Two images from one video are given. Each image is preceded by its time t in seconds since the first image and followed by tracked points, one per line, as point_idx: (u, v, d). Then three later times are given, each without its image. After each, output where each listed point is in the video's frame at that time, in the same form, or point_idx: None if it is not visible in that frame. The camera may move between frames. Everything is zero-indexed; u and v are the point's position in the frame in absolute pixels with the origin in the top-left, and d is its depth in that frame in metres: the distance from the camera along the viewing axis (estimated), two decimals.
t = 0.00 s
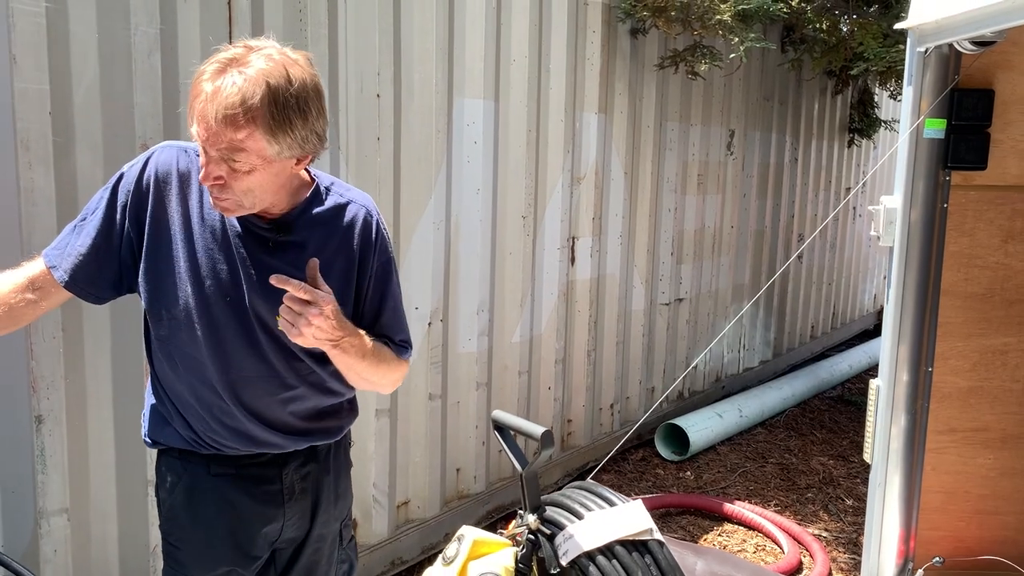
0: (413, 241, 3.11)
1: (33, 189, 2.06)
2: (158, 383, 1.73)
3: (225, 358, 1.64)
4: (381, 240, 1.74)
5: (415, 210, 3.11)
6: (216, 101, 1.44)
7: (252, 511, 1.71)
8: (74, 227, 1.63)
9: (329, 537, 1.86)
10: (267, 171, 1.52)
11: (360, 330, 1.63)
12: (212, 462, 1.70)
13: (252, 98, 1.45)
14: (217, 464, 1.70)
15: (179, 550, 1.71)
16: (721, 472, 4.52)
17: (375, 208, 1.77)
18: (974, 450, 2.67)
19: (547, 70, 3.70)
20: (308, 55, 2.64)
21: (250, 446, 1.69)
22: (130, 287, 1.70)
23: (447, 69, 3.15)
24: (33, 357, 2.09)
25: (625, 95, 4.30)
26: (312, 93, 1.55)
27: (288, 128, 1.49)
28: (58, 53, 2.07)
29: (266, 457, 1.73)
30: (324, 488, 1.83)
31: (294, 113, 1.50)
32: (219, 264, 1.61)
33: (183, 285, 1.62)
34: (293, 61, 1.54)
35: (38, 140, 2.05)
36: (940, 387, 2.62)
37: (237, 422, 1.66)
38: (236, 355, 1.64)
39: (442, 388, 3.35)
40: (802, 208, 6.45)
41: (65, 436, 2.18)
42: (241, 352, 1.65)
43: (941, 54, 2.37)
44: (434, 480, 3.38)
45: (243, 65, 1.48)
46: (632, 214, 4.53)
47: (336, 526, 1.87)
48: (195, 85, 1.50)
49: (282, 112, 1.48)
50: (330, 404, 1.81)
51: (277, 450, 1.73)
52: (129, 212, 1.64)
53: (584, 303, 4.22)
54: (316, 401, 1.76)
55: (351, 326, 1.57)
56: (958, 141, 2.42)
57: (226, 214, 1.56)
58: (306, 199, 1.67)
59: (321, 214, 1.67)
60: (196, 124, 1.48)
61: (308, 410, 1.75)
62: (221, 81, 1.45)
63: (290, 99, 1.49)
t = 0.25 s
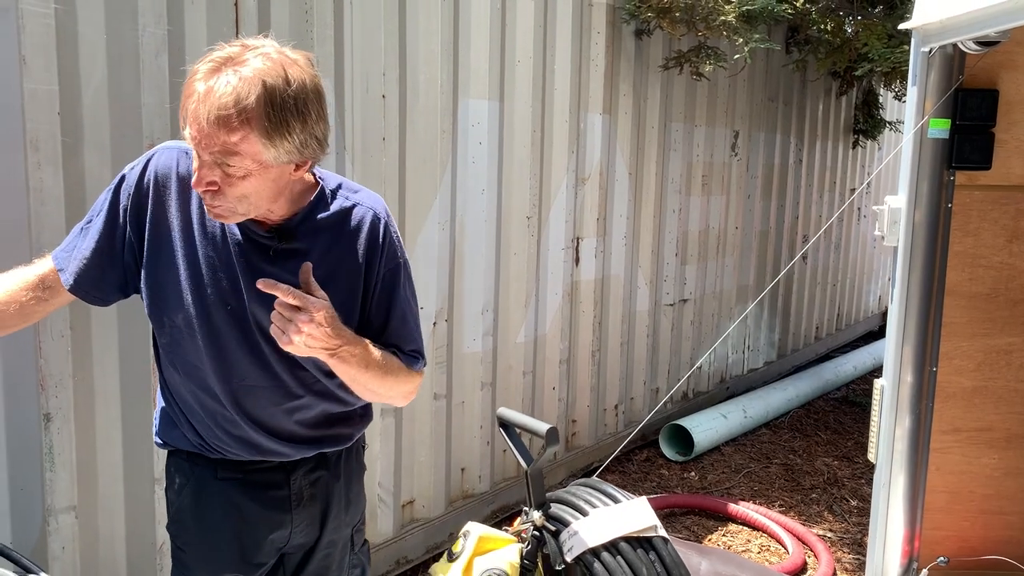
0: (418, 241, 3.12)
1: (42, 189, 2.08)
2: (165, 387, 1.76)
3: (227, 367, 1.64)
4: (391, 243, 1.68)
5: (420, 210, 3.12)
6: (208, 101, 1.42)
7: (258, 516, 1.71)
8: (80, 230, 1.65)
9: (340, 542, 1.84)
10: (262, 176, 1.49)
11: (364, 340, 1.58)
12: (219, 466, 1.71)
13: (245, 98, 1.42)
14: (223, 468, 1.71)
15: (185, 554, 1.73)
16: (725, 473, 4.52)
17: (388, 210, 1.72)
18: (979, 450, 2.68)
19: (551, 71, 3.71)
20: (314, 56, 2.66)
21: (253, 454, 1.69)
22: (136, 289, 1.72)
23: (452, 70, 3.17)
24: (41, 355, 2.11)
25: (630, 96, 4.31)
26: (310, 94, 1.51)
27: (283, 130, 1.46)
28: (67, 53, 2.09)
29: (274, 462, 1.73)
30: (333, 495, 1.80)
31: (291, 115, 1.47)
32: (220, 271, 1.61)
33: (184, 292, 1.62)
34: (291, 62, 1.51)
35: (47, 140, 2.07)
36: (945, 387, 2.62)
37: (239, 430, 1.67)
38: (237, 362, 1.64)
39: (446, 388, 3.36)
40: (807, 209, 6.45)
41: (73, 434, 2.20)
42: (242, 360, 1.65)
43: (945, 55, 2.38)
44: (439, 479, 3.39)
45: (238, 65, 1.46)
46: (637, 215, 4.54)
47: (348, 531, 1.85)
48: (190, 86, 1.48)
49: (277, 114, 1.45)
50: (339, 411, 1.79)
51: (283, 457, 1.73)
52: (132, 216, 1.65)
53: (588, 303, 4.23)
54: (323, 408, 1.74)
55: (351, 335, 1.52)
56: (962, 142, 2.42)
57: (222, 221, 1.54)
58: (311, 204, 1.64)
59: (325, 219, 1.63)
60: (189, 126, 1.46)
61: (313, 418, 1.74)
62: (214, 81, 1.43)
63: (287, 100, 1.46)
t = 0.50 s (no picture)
0: (425, 241, 3.14)
1: (55, 189, 2.10)
2: (177, 387, 1.78)
3: (230, 371, 1.63)
4: (399, 248, 1.64)
5: (427, 210, 3.14)
6: (202, 101, 1.40)
7: (268, 519, 1.70)
8: (91, 230, 1.67)
9: (355, 548, 1.81)
10: (260, 179, 1.47)
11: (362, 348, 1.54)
12: (229, 468, 1.72)
13: (240, 98, 1.39)
14: (233, 470, 1.72)
15: (196, 553, 1.75)
16: (731, 473, 4.52)
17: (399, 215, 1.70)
18: (985, 450, 2.68)
19: (558, 72, 3.73)
20: (323, 57, 2.68)
21: (259, 459, 1.69)
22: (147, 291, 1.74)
23: (459, 71, 3.19)
24: (53, 353, 2.14)
25: (635, 97, 4.32)
26: (311, 93, 1.48)
27: (281, 131, 1.43)
28: (79, 55, 2.11)
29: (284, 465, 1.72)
30: (344, 501, 1.78)
31: (288, 116, 1.44)
32: (224, 275, 1.61)
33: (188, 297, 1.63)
34: (290, 60, 1.48)
35: (60, 141, 2.10)
36: (950, 386, 2.63)
37: (245, 434, 1.67)
38: (242, 367, 1.64)
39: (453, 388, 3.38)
40: (812, 210, 6.45)
41: (85, 431, 2.22)
42: (247, 365, 1.63)
43: (950, 55, 2.38)
44: (446, 478, 3.41)
45: (233, 62, 1.43)
46: (642, 216, 4.55)
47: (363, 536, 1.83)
48: (184, 85, 1.46)
49: (274, 114, 1.42)
50: (351, 417, 1.75)
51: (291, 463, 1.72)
52: (137, 218, 1.66)
53: (594, 304, 4.24)
54: (332, 414, 1.71)
55: (345, 342, 1.48)
56: (968, 141, 2.43)
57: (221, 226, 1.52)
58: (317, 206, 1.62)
59: (329, 223, 1.61)
60: (184, 127, 1.44)
61: (322, 426, 1.72)
62: (208, 81, 1.41)
63: (284, 99, 1.43)
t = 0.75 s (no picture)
0: (433, 242, 3.16)
1: (69, 189, 2.13)
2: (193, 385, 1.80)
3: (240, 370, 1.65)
4: (400, 252, 1.56)
5: (435, 211, 3.16)
6: (210, 99, 1.37)
7: (280, 522, 1.72)
8: (110, 227, 1.71)
9: (369, 553, 1.82)
10: (269, 179, 1.44)
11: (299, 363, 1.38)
12: (242, 469, 1.74)
13: (247, 96, 1.36)
14: (247, 471, 1.73)
15: (211, 552, 1.78)
16: (738, 475, 4.53)
17: (415, 220, 1.61)
18: (992, 450, 2.68)
19: (565, 75, 3.75)
20: (333, 60, 2.70)
21: (270, 460, 1.69)
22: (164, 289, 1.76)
23: (467, 73, 3.21)
24: (67, 352, 2.16)
25: (642, 100, 4.34)
26: (321, 91, 1.44)
27: (289, 131, 1.39)
28: (94, 57, 2.14)
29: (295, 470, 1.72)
30: (356, 508, 1.77)
31: (298, 115, 1.40)
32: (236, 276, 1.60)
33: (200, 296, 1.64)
34: (301, 57, 1.44)
35: (74, 142, 2.12)
36: (957, 387, 2.64)
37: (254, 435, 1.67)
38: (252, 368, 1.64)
39: (461, 389, 3.39)
40: (819, 213, 6.45)
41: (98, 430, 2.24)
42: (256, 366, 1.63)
43: (957, 56, 2.40)
44: (454, 478, 3.42)
45: (241, 60, 1.40)
46: (649, 218, 4.56)
47: (377, 543, 1.83)
48: (193, 83, 1.44)
49: (282, 113, 1.38)
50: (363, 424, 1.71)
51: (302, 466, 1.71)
52: (152, 217, 1.68)
53: (601, 305, 4.25)
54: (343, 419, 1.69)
55: (271, 353, 1.35)
56: (975, 143, 2.43)
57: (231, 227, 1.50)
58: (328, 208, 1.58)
59: (340, 220, 1.58)
60: (194, 126, 1.42)
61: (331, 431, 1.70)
62: (215, 79, 1.38)
63: (293, 97, 1.40)
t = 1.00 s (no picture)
0: (442, 243, 3.18)
1: (83, 191, 2.16)
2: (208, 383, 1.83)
3: (256, 368, 1.68)
4: (407, 242, 1.53)
5: (444, 213, 3.17)
6: (227, 92, 1.39)
7: (291, 522, 1.73)
8: (129, 225, 1.73)
9: (381, 561, 1.82)
10: (285, 171, 1.45)
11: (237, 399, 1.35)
12: (254, 470, 1.75)
13: (263, 89, 1.38)
14: (260, 472, 1.75)
15: (221, 554, 1.78)
16: (746, 477, 4.52)
17: (426, 216, 1.59)
18: (1001, 451, 2.68)
19: (573, 77, 3.76)
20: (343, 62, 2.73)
21: (282, 460, 1.71)
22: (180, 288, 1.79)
23: (476, 75, 3.23)
24: (81, 352, 2.19)
25: (650, 102, 4.35)
26: (337, 84, 1.46)
27: (306, 123, 1.42)
28: (108, 60, 2.16)
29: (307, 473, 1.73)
30: (366, 512, 1.77)
31: (314, 107, 1.42)
32: (253, 275, 1.63)
33: (218, 294, 1.66)
34: (317, 50, 1.46)
35: (88, 144, 2.15)
36: (967, 388, 2.64)
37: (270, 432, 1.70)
38: (270, 363, 1.67)
39: (469, 389, 3.41)
40: (827, 215, 6.44)
41: (110, 429, 2.27)
42: (274, 362, 1.67)
43: (965, 57, 2.40)
44: (462, 479, 3.43)
45: (257, 54, 1.42)
46: (657, 219, 4.57)
47: (390, 550, 1.84)
48: (210, 78, 1.46)
49: (299, 105, 1.40)
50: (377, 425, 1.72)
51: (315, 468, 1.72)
52: (172, 215, 1.71)
53: (609, 307, 4.26)
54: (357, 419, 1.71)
55: (210, 401, 1.33)
56: (984, 143, 2.43)
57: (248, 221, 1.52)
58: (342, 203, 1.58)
59: (355, 214, 1.57)
60: (211, 121, 1.44)
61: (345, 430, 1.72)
62: (232, 72, 1.40)
63: (309, 89, 1.41)
